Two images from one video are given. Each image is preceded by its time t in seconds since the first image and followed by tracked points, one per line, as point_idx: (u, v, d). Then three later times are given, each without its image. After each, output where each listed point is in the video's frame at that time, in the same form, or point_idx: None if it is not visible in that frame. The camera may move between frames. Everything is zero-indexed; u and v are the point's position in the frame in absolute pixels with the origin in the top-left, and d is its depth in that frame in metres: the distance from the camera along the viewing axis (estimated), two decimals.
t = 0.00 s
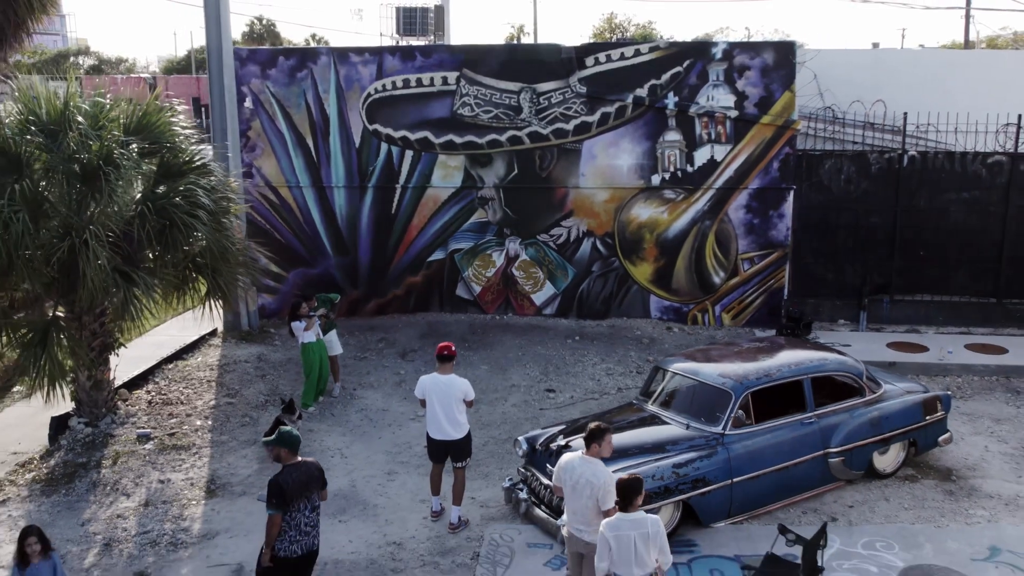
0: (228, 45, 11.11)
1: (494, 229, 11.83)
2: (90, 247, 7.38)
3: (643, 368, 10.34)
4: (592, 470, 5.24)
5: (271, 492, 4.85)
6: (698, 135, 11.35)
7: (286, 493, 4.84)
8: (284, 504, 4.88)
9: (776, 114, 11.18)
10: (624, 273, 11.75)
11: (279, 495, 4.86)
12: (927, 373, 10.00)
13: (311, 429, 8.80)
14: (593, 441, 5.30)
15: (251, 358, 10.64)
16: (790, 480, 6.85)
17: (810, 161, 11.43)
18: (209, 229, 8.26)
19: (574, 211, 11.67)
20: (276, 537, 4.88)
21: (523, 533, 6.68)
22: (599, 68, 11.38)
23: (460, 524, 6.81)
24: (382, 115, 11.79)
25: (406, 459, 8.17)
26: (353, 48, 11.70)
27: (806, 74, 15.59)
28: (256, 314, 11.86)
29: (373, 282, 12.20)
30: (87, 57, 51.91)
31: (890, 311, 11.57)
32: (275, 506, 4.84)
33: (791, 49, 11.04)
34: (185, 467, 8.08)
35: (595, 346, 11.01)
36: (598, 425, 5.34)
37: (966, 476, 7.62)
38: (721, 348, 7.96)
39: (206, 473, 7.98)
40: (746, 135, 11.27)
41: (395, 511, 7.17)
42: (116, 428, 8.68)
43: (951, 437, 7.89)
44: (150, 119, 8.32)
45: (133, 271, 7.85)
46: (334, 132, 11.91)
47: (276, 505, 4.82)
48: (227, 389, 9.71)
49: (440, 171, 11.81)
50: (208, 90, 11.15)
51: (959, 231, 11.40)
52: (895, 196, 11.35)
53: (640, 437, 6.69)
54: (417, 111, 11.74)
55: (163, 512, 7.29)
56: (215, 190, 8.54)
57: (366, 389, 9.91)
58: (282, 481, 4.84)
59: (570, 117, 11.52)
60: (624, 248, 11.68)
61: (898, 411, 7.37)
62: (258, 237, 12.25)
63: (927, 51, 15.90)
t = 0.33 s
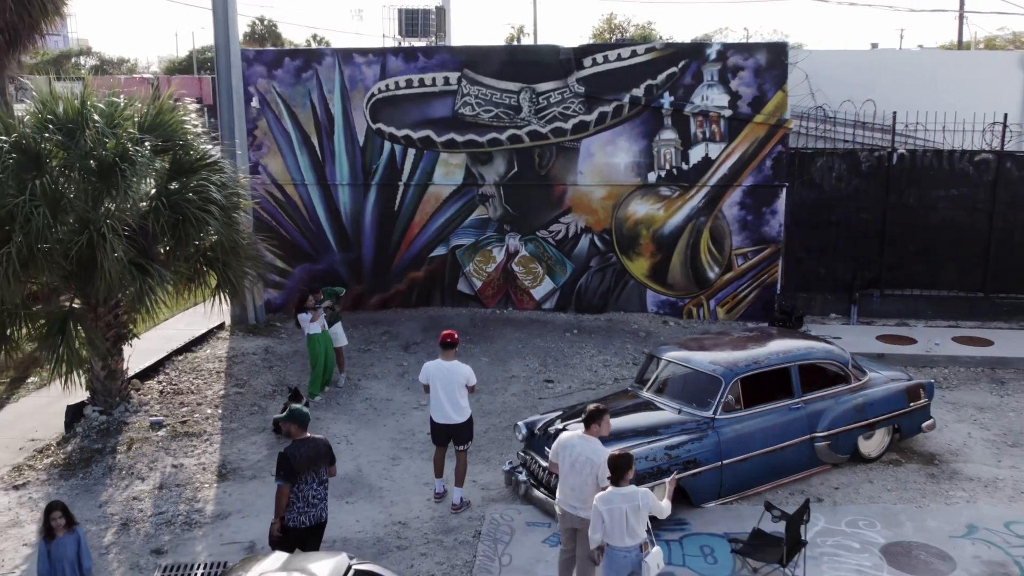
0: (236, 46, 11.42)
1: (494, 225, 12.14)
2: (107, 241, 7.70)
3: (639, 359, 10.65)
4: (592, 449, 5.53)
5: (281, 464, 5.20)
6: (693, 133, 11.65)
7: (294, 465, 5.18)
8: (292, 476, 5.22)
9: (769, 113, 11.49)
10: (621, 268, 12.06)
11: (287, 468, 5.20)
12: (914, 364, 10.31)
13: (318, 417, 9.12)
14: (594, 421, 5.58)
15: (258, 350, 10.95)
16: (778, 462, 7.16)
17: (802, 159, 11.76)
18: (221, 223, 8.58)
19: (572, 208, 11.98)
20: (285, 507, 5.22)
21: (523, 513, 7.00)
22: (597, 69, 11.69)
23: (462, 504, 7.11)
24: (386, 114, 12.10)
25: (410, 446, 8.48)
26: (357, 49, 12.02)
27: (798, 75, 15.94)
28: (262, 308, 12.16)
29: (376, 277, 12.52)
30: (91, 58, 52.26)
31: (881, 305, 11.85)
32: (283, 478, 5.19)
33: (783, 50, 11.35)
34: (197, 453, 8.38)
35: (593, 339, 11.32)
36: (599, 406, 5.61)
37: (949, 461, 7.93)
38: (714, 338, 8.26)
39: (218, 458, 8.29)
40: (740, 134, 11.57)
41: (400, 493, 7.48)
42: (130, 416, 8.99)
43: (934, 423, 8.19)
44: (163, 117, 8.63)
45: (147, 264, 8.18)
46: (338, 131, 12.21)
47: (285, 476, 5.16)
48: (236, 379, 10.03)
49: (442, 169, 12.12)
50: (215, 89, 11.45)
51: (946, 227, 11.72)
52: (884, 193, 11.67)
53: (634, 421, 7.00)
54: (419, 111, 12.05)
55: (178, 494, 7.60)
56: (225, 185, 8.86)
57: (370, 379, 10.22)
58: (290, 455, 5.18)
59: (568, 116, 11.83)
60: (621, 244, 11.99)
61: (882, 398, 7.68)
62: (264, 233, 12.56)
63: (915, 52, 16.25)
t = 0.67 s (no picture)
0: (243, 46, 11.73)
1: (494, 222, 12.46)
2: (122, 234, 8.04)
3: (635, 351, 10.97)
4: (582, 429, 5.86)
5: (283, 443, 5.60)
6: (688, 132, 11.97)
7: (293, 444, 5.55)
8: (292, 455, 5.59)
9: (762, 112, 11.80)
10: (618, 263, 12.38)
11: (288, 447, 5.58)
12: (901, 355, 10.63)
13: (324, 406, 9.44)
14: (582, 402, 5.93)
15: (265, 343, 11.27)
16: (766, 446, 7.48)
17: (794, 157, 12.08)
18: (230, 218, 8.92)
19: (570, 205, 12.30)
20: (285, 484, 5.59)
21: (521, 495, 7.32)
22: (594, 69, 12.01)
23: (463, 486, 7.43)
24: (389, 114, 12.42)
25: (413, 433, 8.80)
26: (361, 50, 12.33)
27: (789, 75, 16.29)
28: (268, 303, 12.47)
29: (379, 273, 12.84)
30: (93, 58, 52.66)
31: (871, 299, 12.13)
32: (284, 456, 5.57)
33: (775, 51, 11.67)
34: (208, 439, 8.70)
35: (590, 332, 11.64)
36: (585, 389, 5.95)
37: (931, 446, 8.25)
38: (706, 329, 8.58)
39: (228, 444, 8.61)
40: (733, 133, 11.88)
41: (404, 477, 7.80)
42: (142, 405, 9.31)
43: (917, 410, 8.50)
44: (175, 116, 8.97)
45: (161, 257, 8.51)
46: (342, 130, 12.53)
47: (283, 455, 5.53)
48: (244, 370, 10.35)
49: (443, 167, 12.43)
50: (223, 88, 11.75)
51: (934, 223, 12.04)
52: (874, 190, 11.99)
53: (628, 406, 7.31)
54: (421, 110, 12.37)
55: (190, 478, 7.92)
56: (235, 182, 9.19)
57: (374, 370, 10.55)
58: (291, 434, 5.56)
59: (566, 116, 12.14)
60: (618, 240, 12.31)
61: (867, 385, 8.00)
62: (270, 230, 12.88)
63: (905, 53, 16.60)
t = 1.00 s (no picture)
0: (249, 48, 12.03)
1: (494, 219, 12.77)
2: (136, 228, 8.36)
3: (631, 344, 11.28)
4: (560, 410, 6.18)
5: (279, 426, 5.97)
6: (683, 131, 12.27)
7: (289, 426, 5.93)
8: (289, 437, 5.96)
9: (755, 111, 12.10)
10: (615, 259, 12.70)
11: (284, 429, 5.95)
12: (890, 347, 10.95)
13: (329, 396, 9.76)
14: (558, 386, 6.22)
15: (271, 336, 11.58)
16: (756, 432, 7.79)
17: (787, 155, 12.39)
18: (240, 214, 9.25)
19: (569, 202, 12.60)
20: (282, 465, 5.95)
21: (520, 478, 7.64)
22: (591, 69, 12.32)
23: (465, 470, 7.75)
24: (391, 113, 12.73)
25: (416, 421, 9.12)
26: (364, 51, 12.65)
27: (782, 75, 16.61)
28: (274, 297, 12.77)
29: (382, 268, 13.16)
30: (96, 58, 52.94)
31: (861, 294, 12.49)
32: (281, 438, 5.94)
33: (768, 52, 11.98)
34: (218, 427, 9.02)
35: (588, 326, 11.96)
36: (559, 372, 6.26)
37: (915, 433, 8.57)
38: (698, 320, 8.89)
39: (237, 432, 8.92)
40: (727, 131, 12.19)
41: (407, 462, 8.12)
42: (154, 395, 9.63)
43: (902, 398, 8.81)
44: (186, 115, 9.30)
45: (173, 250, 8.84)
46: (346, 129, 12.84)
47: (280, 437, 5.90)
48: (252, 362, 10.67)
49: (445, 165, 12.74)
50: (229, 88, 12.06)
51: (924, 219, 12.36)
52: (864, 187, 12.30)
53: (623, 393, 7.62)
54: (423, 110, 12.69)
55: (202, 463, 8.23)
56: (244, 178, 9.52)
57: (378, 362, 10.87)
58: (287, 417, 5.94)
59: (564, 115, 12.45)
60: (615, 236, 12.62)
61: (853, 373, 8.31)
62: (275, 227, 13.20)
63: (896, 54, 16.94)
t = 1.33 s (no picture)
0: (256, 49, 12.32)
1: (495, 216, 13.07)
2: (149, 224, 8.66)
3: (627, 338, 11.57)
4: (545, 395, 6.53)
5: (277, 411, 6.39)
6: (679, 130, 12.57)
7: (285, 411, 6.33)
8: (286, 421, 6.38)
9: (749, 111, 12.40)
10: (613, 255, 12.99)
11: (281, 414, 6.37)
12: (880, 341, 11.25)
13: (335, 387, 10.05)
14: (542, 371, 6.58)
15: (277, 330, 11.87)
16: (746, 420, 8.08)
17: (780, 154, 12.69)
18: (248, 210, 9.55)
19: (567, 200, 12.90)
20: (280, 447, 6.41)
21: (520, 464, 7.93)
22: (590, 70, 12.61)
23: (466, 457, 8.03)
24: (394, 113, 13.02)
25: (419, 410, 9.42)
26: (367, 52, 12.94)
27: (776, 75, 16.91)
28: (279, 293, 13.07)
29: (385, 264, 13.46)
30: (98, 57, 53.25)
31: (853, 289, 12.78)
32: (277, 422, 6.37)
33: (762, 53, 12.27)
34: (227, 416, 9.31)
35: (586, 320, 12.24)
36: (542, 359, 6.59)
37: (901, 421, 8.86)
38: (692, 313, 9.18)
39: (246, 421, 9.21)
40: (722, 131, 12.48)
41: (411, 449, 8.41)
42: (164, 386, 9.93)
43: (890, 388, 9.10)
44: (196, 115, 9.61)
45: (184, 245, 9.14)
46: (350, 129, 13.14)
47: (277, 420, 6.33)
48: (259, 355, 10.96)
49: (446, 163, 13.03)
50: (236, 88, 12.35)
51: (914, 216, 12.65)
52: (856, 185, 12.60)
53: (619, 382, 7.91)
54: (425, 110, 12.98)
55: (212, 450, 8.53)
56: (252, 176, 9.82)
57: (382, 355, 11.16)
58: (284, 402, 6.35)
59: (563, 115, 12.73)
60: (612, 233, 12.91)
61: (841, 364, 8.59)
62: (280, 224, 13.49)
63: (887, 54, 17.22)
